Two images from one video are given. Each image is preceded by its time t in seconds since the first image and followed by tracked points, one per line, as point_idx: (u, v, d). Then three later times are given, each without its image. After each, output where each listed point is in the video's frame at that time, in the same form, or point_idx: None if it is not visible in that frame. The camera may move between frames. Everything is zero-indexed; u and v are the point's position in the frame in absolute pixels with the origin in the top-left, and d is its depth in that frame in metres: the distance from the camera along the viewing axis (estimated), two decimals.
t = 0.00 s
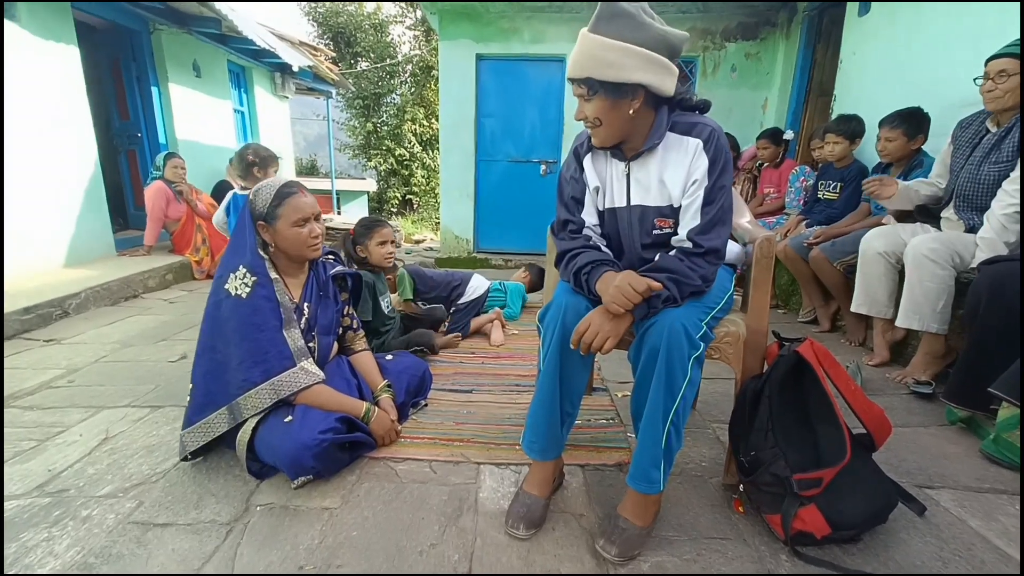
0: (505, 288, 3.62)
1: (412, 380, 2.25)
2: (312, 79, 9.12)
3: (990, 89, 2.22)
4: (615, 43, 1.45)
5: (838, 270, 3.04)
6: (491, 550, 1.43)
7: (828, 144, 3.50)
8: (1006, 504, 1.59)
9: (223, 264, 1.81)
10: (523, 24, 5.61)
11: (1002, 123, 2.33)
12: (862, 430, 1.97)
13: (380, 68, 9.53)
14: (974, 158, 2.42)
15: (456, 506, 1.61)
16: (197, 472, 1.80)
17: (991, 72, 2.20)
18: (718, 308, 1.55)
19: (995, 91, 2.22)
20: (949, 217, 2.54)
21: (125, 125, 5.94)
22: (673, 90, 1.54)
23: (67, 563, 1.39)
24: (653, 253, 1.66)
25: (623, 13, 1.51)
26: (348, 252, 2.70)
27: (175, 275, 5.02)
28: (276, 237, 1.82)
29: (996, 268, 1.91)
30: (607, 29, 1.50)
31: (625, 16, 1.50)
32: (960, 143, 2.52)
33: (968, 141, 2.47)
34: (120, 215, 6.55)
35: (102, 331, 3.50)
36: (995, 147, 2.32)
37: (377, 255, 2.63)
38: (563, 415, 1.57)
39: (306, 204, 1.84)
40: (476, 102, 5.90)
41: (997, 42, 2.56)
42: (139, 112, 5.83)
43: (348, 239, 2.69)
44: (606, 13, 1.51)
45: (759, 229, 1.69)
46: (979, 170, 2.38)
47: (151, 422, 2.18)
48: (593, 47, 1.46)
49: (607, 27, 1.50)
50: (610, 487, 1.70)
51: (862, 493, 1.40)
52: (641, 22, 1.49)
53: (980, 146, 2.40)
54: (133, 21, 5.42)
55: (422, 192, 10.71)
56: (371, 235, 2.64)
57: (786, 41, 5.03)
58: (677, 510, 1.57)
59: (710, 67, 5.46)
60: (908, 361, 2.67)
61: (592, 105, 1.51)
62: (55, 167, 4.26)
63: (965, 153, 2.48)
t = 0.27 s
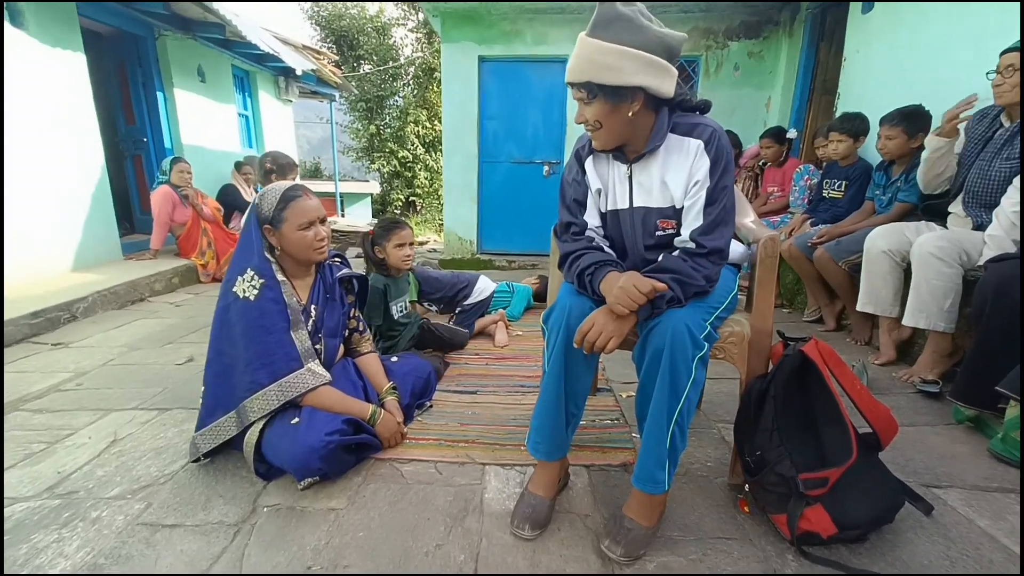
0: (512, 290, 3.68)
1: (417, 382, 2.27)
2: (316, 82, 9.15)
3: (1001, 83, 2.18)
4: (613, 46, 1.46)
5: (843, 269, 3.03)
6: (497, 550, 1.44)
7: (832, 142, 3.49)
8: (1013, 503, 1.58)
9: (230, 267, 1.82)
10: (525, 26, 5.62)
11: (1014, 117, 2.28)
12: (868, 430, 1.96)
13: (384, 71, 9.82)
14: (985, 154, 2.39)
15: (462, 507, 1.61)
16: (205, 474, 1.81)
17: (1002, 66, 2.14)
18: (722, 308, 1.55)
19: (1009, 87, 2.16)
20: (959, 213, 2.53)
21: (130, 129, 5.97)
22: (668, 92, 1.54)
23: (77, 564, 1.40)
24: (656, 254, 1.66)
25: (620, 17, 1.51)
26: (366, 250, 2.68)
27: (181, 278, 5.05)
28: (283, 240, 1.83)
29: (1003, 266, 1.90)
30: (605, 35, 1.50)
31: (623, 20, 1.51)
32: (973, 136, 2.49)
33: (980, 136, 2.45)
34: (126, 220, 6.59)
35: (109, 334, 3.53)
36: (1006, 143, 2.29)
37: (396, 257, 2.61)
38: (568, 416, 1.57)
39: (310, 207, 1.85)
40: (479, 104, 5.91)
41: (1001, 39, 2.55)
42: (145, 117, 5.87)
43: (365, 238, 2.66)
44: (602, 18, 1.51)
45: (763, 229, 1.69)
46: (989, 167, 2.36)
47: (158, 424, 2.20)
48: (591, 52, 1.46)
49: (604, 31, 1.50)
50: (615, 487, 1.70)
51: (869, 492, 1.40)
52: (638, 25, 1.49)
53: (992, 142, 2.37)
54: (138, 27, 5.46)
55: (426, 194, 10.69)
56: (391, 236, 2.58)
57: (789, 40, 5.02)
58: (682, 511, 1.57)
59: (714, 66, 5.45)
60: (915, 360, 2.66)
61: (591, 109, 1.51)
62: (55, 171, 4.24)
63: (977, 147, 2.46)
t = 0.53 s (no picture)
0: (511, 291, 3.71)
1: (413, 380, 2.28)
2: (316, 81, 9.15)
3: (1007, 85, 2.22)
4: (618, 45, 1.45)
5: (838, 270, 3.04)
6: (492, 549, 1.44)
7: (829, 144, 3.50)
8: (1006, 504, 1.58)
9: (230, 263, 1.83)
10: (525, 26, 5.62)
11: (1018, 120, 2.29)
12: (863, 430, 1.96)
13: (384, 70, 9.84)
14: (987, 155, 2.39)
15: (457, 506, 1.62)
16: (200, 472, 1.81)
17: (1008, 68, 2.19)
18: (717, 308, 1.55)
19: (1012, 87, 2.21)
20: (956, 214, 2.53)
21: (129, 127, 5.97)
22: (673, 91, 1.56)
23: (71, 562, 1.40)
24: (652, 253, 1.66)
25: (624, 16, 1.50)
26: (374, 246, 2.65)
27: (179, 276, 5.05)
28: (280, 239, 1.83)
29: (998, 268, 1.92)
30: (609, 34, 1.49)
31: (627, 19, 1.50)
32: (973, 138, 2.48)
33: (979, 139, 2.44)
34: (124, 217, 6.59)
35: (106, 332, 3.52)
36: (1009, 145, 2.29)
37: (400, 257, 2.60)
38: (564, 414, 1.57)
39: (306, 205, 1.84)
40: (479, 103, 5.92)
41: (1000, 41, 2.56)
42: (144, 114, 5.89)
43: (375, 232, 2.64)
44: (606, 17, 1.50)
45: (760, 229, 1.69)
46: (990, 168, 2.36)
47: (154, 422, 2.19)
48: (596, 51, 1.45)
49: (609, 29, 1.50)
50: (611, 487, 1.71)
51: (863, 492, 1.40)
52: (642, 24, 1.49)
53: (994, 144, 2.36)
54: (138, 24, 5.45)
55: (426, 193, 10.69)
56: (398, 235, 2.58)
57: (789, 41, 5.03)
58: (677, 510, 1.58)
59: (714, 67, 5.48)
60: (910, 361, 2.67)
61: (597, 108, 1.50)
62: (56, 172, 4.25)
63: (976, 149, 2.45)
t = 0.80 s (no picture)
0: (509, 297, 3.73)
1: (411, 384, 2.27)
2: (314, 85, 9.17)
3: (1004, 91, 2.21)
4: (647, 35, 1.48)
5: (834, 273, 3.05)
6: (488, 553, 1.44)
7: (825, 147, 3.51)
8: (1002, 506, 1.59)
9: (226, 269, 1.82)
10: (522, 30, 5.64)
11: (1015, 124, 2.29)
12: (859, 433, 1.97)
13: (381, 75, 9.76)
14: (982, 159, 2.40)
15: (454, 510, 1.61)
16: (196, 477, 1.81)
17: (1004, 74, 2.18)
18: (713, 311, 1.56)
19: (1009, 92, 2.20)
20: (951, 217, 2.55)
21: (127, 131, 5.96)
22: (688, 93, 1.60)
23: (66, 569, 1.39)
24: (652, 252, 1.68)
25: (657, 8, 1.53)
26: (377, 249, 2.67)
27: (176, 280, 5.04)
28: (277, 245, 1.83)
29: (993, 271, 1.92)
30: (640, 23, 1.52)
31: (659, 12, 1.53)
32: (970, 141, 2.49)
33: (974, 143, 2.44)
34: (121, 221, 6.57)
35: (102, 336, 3.51)
36: (1004, 149, 2.30)
37: (404, 262, 2.60)
38: (561, 418, 1.57)
39: (302, 210, 1.83)
40: (476, 106, 5.93)
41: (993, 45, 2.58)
42: (141, 119, 5.85)
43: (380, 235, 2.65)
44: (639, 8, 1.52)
45: (755, 233, 1.71)
46: (986, 172, 2.37)
47: (150, 428, 2.19)
48: (625, 36, 1.47)
49: (641, 19, 1.52)
50: (608, 490, 1.70)
51: (859, 495, 1.40)
52: (673, 20, 1.52)
53: (989, 148, 2.38)
54: (135, 28, 5.46)
55: (424, 196, 10.75)
56: (402, 240, 2.59)
57: (784, 45, 5.05)
58: (674, 514, 1.58)
59: (709, 71, 5.49)
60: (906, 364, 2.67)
61: (614, 95, 1.52)
62: (56, 171, 4.27)
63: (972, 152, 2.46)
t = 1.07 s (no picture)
0: (507, 305, 3.72)
1: (408, 393, 2.25)
2: (309, 93, 9.19)
3: (991, 97, 2.23)
4: (668, 32, 1.53)
5: (830, 277, 3.05)
6: (485, 565, 1.43)
7: (818, 152, 3.53)
8: (999, 509, 1.58)
9: (219, 282, 1.81)
10: (516, 38, 5.68)
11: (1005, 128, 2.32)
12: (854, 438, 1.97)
13: (377, 82, 9.89)
14: (973, 163, 2.42)
15: (451, 521, 1.60)
16: (190, 491, 1.79)
17: (991, 80, 2.20)
18: (708, 318, 1.56)
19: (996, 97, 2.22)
20: (943, 219, 2.56)
21: (121, 141, 5.95)
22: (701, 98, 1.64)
23: None
24: (651, 253, 1.69)
25: (678, 10, 1.58)
26: (370, 258, 2.64)
27: (171, 290, 5.02)
28: (269, 257, 1.82)
29: (986, 273, 1.92)
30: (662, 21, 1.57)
31: (680, 14, 1.58)
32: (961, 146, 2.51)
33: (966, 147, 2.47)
34: (116, 231, 6.54)
35: (96, 348, 3.49)
36: (994, 153, 2.32)
37: (396, 271, 2.55)
38: (558, 426, 1.56)
39: (296, 222, 1.84)
40: (471, 114, 5.95)
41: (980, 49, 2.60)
42: (136, 130, 5.84)
43: (371, 246, 2.62)
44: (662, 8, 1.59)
45: (748, 239, 1.70)
46: (976, 175, 2.39)
47: (144, 440, 2.17)
48: (646, 31, 1.52)
49: (661, 19, 1.58)
50: (605, 499, 1.70)
51: (855, 501, 1.40)
52: (694, 23, 1.58)
53: (979, 152, 2.39)
54: (130, 39, 5.47)
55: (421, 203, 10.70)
56: (393, 249, 2.54)
57: (775, 50, 5.09)
58: (671, 522, 1.57)
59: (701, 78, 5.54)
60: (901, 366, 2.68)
61: (630, 88, 1.56)
62: (51, 182, 4.26)
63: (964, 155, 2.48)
